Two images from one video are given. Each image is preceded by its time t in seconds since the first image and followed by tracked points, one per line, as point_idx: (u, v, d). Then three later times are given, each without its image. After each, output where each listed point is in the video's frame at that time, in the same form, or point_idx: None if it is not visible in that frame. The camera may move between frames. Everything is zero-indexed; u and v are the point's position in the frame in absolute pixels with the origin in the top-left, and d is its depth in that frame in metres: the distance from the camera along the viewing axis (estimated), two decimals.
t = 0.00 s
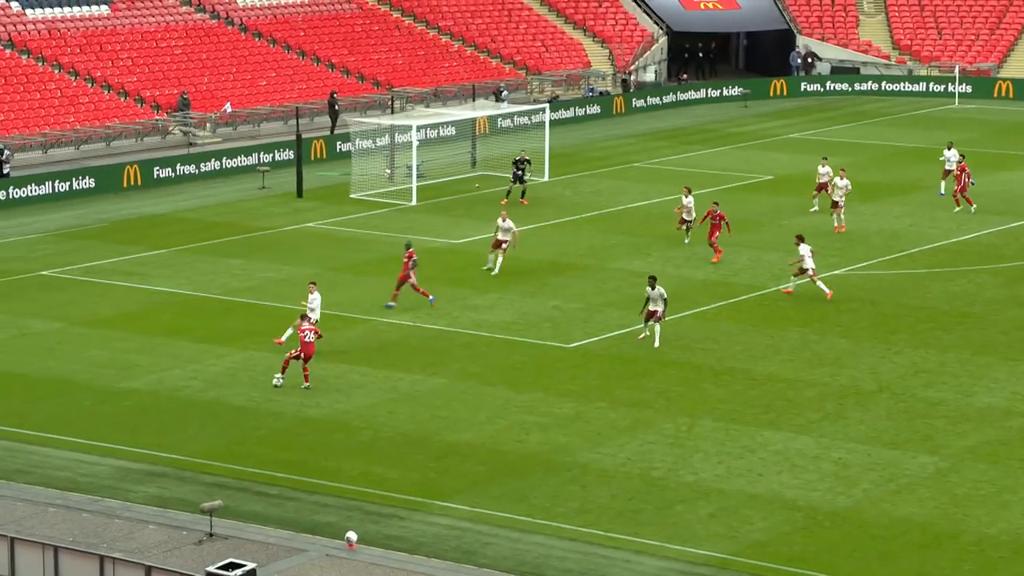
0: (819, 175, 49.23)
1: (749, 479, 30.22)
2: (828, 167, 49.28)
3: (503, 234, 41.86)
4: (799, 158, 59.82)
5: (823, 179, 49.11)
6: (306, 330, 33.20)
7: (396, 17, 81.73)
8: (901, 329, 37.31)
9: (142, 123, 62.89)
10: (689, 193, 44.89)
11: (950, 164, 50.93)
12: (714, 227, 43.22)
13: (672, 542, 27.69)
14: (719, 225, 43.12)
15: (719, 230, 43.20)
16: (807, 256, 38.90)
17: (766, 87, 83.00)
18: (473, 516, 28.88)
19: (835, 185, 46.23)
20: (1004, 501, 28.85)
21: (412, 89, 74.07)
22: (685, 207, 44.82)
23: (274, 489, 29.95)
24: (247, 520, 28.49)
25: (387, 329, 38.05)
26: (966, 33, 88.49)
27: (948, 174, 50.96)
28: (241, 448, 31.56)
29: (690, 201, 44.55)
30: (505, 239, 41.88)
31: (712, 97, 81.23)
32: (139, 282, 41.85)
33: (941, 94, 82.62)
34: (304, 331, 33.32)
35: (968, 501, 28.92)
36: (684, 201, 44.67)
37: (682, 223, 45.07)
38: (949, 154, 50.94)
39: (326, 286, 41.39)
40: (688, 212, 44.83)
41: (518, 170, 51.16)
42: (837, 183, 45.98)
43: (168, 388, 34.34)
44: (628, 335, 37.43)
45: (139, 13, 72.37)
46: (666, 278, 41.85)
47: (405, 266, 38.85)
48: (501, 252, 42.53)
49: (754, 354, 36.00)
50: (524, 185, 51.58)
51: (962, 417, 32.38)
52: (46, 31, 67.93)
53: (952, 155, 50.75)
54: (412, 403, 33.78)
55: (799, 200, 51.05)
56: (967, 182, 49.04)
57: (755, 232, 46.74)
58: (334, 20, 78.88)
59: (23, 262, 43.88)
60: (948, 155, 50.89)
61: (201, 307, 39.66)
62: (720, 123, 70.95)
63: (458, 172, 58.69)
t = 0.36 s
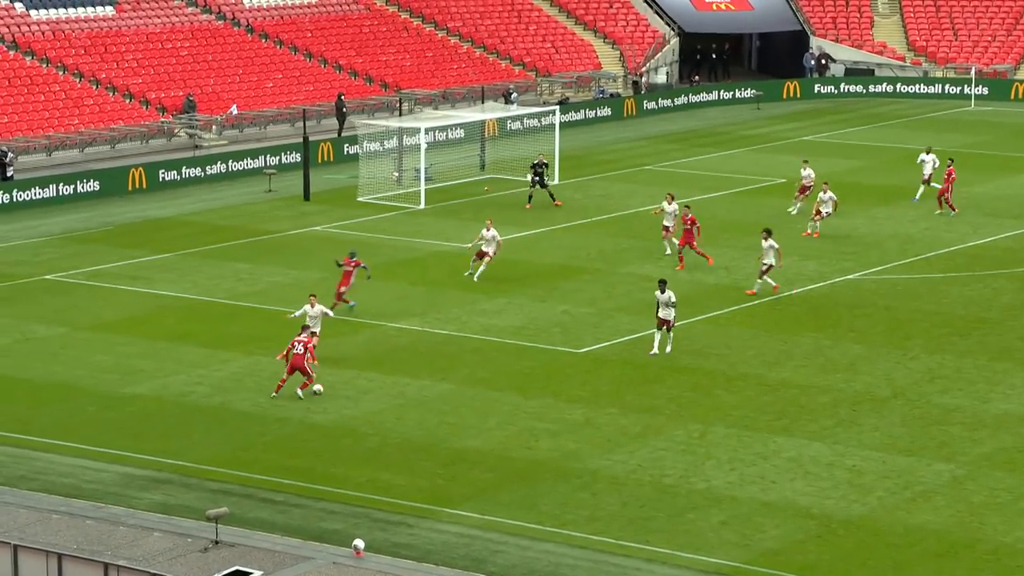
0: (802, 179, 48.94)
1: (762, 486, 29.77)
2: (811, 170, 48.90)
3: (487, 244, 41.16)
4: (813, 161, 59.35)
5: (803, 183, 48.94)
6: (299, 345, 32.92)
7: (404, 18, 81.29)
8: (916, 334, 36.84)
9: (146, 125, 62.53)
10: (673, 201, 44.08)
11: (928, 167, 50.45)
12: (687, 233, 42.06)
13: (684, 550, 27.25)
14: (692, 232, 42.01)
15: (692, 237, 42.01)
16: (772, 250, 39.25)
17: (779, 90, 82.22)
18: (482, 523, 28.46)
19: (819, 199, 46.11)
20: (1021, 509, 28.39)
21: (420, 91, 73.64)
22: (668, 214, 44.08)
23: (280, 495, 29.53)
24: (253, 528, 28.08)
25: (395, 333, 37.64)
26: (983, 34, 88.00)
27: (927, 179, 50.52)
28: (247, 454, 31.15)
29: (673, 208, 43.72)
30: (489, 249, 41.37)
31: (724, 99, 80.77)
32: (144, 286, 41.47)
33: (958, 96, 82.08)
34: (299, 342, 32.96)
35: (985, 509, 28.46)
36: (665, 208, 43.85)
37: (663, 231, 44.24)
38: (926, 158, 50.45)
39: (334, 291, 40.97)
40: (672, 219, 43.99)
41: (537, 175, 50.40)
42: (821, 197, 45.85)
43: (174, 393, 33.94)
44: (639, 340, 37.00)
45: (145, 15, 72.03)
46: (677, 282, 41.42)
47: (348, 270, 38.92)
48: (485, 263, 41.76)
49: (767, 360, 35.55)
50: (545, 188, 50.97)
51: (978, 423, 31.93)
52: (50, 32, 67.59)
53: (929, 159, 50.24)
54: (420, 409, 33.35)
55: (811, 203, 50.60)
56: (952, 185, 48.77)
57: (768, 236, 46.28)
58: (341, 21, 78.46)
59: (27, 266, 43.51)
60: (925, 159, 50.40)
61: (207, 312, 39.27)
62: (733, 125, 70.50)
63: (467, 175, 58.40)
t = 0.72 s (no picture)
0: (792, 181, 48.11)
1: (762, 489, 29.35)
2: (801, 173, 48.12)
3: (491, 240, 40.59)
4: (813, 160, 58.95)
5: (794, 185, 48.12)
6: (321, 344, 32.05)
7: (399, 15, 80.81)
8: (918, 335, 36.43)
9: (138, 124, 62.14)
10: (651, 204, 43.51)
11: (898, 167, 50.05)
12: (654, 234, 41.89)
13: (683, 554, 26.83)
14: (658, 233, 41.81)
15: (660, 239, 41.78)
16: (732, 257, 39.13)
17: (779, 88, 81.95)
18: (478, 527, 28.03)
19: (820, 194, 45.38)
20: None
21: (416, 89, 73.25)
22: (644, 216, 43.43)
23: (273, 499, 29.11)
24: (246, 532, 27.64)
25: (391, 335, 37.22)
26: (985, 32, 87.60)
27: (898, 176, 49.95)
28: (240, 457, 30.74)
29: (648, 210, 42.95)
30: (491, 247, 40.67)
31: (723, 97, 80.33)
32: (136, 287, 41.06)
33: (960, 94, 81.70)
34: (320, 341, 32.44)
35: (988, 512, 28.06)
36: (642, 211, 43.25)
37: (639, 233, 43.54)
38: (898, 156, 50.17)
39: (329, 292, 40.56)
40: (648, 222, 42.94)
41: (547, 170, 49.95)
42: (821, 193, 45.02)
43: (166, 395, 33.53)
44: (637, 341, 36.60)
45: (137, 13, 71.59)
46: (676, 283, 41.01)
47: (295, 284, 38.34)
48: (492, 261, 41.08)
49: (767, 361, 35.14)
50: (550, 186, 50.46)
51: (980, 426, 31.53)
52: (40, 29, 67.13)
53: (900, 157, 49.98)
54: (415, 412, 32.94)
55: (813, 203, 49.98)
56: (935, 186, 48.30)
57: (768, 236, 45.89)
58: (336, 18, 77.96)
59: (18, 266, 43.09)
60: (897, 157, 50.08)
61: (200, 313, 38.86)
62: (732, 124, 70.13)
63: (464, 174, 58.00)
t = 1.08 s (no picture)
0: (791, 178, 47.44)
1: (747, 488, 29.26)
2: (802, 169, 47.50)
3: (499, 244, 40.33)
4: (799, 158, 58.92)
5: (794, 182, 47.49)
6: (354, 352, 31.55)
7: (384, 13, 80.65)
8: (904, 334, 36.36)
9: (120, 122, 61.92)
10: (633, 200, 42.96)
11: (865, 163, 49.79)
12: (621, 231, 41.33)
13: (669, 554, 26.73)
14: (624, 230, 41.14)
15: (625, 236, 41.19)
16: (707, 247, 39.05)
17: (765, 85, 82.15)
18: (464, 527, 27.90)
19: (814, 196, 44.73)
20: (1010, 511, 27.94)
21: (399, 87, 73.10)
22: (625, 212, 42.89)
23: (257, 499, 28.94)
24: (230, 532, 27.47)
25: (376, 334, 37.05)
26: (970, 29, 87.62)
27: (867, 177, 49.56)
28: (224, 458, 30.57)
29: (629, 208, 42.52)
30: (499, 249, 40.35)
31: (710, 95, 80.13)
32: (120, 286, 40.85)
33: (946, 93, 81.69)
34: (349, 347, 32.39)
35: (973, 511, 28.00)
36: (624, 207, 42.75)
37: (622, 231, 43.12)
38: (868, 154, 49.61)
39: (314, 291, 40.37)
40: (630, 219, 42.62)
41: (535, 170, 49.72)
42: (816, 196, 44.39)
43: (149, 395, 33.34)
44: (623, 340, 36.48)
45: (119, 10, 71.31)
46: (662, 282, 40.89)
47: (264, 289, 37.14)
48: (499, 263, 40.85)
49: (752, 360, 35.03)
50: (538, 184, 50.28)
51: (966, 424, 31.47)
52: (22, 27, 66.78)
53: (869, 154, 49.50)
54: (400, 411, 32.79)
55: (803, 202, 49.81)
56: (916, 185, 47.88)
57: (753, 234, 45.78)
58: (319, 16, 77.73)
59: None
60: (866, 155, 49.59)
61: (183, 312, 38.66)
62: (717, 122, 70.09)
63: (449, 173, 57.90)
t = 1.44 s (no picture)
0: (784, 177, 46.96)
1: (718, 482, 29.33)
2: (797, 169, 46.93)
3: (501, 242, 39.76)
4: (769, 153, 59.06)
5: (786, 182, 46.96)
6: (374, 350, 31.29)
7: (355, 8, 80.61)
8: (873, 329, 36.49)
9: (90, 117, 61.62)
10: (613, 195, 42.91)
11: (837, 163, 49.70)
12: (581, 229, 41.03)
13: (640, 548, 26.77)
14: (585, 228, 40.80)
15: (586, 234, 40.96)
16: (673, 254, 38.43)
17: (736, 81, 82.33)
18: (435, 522, 27.90)
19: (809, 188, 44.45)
20: (980, 504, 28.09)
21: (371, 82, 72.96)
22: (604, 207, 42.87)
23: (228, 495, 28.88)
24: (202, 528, 27.41)
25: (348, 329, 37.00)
26: (940, 24, 87.85)
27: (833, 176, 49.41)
28: (195, 454, 30.48)
29: (608, 204, 42.61)
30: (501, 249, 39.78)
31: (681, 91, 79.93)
32: (90, 282, 40.69)
33: (915, 88, 82.26)
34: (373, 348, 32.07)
35: (943, 504, 28.14)
36: (603, 202, 42.76)
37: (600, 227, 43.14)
38: (838, 155, 49.61)
39: (285, 287, 40.27)
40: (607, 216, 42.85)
41: (508, 166, 49.73)
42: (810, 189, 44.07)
43: (120, 391, 33.23)
44: (595, 335, 36.52)
45: (88, 5, 71.03)
46: (633, 277, 40.95)
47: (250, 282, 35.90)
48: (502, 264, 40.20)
49: (723, 355, 35.11)
50: (512, 179, 50.23)
51: (936, 418, 31.62)
52: None
53: (840, 155, 49.65)
54: (371, 407, 32.77)
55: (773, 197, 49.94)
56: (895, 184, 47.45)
57: (724, 229, 45.87)
58: (289, 11, 77.60)
59: None
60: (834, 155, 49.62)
61: (154, 308, 38.53)
62: (687, 117, 70.16)
63: (421, 168, 57.70)
